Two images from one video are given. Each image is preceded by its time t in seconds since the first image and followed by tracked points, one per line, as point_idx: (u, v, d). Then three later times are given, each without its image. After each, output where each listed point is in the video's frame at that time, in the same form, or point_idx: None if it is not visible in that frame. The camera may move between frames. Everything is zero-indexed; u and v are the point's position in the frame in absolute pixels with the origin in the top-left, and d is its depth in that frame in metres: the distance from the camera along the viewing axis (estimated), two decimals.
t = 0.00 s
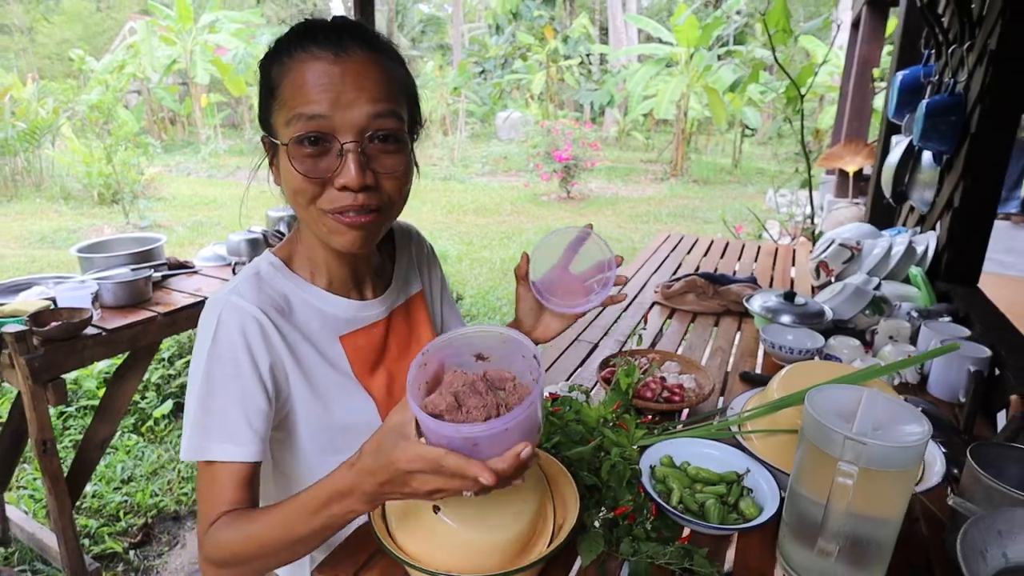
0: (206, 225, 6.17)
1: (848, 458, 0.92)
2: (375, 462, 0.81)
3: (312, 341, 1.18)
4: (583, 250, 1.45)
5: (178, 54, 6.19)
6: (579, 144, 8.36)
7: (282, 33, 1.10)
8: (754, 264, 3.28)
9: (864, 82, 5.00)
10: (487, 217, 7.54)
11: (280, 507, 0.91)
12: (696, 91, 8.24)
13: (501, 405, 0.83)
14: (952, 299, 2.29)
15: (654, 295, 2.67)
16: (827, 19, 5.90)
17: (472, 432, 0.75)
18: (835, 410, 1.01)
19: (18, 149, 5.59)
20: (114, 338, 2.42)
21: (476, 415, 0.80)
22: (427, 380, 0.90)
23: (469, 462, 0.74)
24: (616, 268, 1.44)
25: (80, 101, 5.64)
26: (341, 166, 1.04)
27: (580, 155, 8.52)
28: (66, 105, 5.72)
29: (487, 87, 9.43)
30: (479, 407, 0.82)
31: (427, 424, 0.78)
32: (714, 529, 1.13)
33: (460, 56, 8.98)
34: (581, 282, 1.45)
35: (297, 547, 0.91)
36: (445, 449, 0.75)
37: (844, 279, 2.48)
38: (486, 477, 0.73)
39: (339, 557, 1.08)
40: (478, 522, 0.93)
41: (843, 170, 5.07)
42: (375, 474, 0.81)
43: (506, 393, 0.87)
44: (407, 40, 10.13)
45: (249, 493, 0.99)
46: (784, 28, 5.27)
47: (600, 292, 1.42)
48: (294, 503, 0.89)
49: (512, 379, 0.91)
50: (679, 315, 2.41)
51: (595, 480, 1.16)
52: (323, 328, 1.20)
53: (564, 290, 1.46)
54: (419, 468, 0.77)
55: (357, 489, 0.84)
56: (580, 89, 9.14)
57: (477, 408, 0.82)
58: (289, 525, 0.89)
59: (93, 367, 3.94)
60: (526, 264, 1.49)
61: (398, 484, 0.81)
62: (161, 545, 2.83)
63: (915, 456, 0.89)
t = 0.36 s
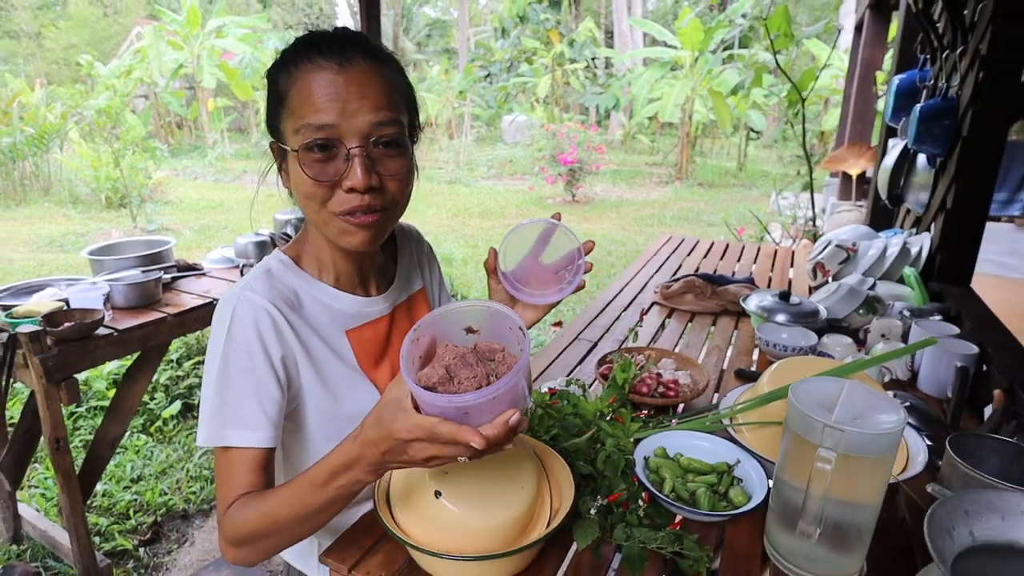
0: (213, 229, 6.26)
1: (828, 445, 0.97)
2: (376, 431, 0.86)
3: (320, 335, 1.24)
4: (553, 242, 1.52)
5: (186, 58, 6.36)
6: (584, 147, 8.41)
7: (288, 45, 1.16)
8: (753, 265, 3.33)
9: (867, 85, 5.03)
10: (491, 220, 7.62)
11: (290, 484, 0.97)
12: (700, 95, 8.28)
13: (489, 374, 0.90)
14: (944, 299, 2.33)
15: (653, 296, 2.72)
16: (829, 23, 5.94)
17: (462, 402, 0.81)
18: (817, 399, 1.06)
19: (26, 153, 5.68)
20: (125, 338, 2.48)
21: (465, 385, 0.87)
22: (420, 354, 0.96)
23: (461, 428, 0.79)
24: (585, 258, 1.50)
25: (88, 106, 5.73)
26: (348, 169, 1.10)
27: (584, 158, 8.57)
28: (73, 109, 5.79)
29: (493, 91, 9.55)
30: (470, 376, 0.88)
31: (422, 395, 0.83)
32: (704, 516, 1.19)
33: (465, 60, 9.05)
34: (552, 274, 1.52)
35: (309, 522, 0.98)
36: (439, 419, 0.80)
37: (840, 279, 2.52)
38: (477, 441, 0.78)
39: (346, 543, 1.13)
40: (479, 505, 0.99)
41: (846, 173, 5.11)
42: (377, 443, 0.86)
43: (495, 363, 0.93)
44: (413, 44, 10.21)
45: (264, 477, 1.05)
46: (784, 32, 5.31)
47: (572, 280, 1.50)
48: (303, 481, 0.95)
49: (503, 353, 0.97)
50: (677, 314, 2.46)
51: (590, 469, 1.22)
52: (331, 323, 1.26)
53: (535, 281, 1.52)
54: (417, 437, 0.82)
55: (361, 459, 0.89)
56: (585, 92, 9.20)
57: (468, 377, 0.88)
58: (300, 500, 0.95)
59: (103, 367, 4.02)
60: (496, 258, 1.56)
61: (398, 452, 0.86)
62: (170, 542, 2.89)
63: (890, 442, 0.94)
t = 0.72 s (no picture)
0: (216, 231, 6.31)
1: (813, 436, 1.01)
2: (397, 428, 0.88)
3: (337, 335, 1.28)
4: (528, 237, 1.62)
5: (189, 62, 6.36)
6: (585, 151, 8.46)
7: (288, 63, 1.19)
8: (751, 266, 3.38)
9: (866, 88, 5.08)
10: (494, 223, 7.68)
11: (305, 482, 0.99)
12: (701, 98, 8.33)
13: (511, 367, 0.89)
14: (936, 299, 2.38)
15: (651, 297, 2.77)
16: (827, 28, 5.99)
17: (495, 400, 0.83)
18: (804, 394, 1.10)
19: (31, 156, 5.72)
20: (132, 339, 2.53)
21: (490, 380, 0.87)
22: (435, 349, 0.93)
23: (498, 426, 0.83)
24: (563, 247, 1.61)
25: (92, 109, 5.75)
26: (367, 174, 1.14)
27: (586, 161, 8.62)
28: (79, 113, 5.75)
29: (495, 94, 9.45)
30: (493, 371, 0.88)
31: (455, 396, 0.84)
32: (698, 507, 1.23)
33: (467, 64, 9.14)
34: (536, 267, 1.60)
35: (323, 518, 1.01)
36: (473, 416, 0.84)
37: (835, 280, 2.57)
38: (517, 438, 0.82)
39: (351, 533, 1.17)
40: (482, 496, 1.03)
41: (845, 176, 5.15)
42: (403, 439, 0.89)
43: (513, 353, 0.92)
44: (415, 48, 10.27)
45: (280, 473, 1.08)
46: (783, 36, 5.35)
47: (556, 268, 1.58)
48: (317, 478, 0.98)
49: (517, 339, 0.95)
50: (675, 315, 2.51)
51: (588, 463, 1.26)
52: (348, 323, 1.31)
53: (522, 275, 1.59)
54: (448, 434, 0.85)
55: (381, 452, 0.92)
56: (587, 96, 9.26)
57: (490, 371, 0.88)
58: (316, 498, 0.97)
59: (108, 368, 4.06)
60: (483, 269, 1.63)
61: (424, 445, 0.89)
62: (175, 541, 2.94)
63: (873, 432, 0.98)
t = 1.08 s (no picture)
0: (214, 234, 6.34)
1: (798, 430, 1.05)
2: (403, 429, 0.90)
3: (333, 332, 1.31)
4: (514, 240, 1.56)
5: (188, 65, 6.40)
6: (583, 154, 8.50)
7: (278, 68, 1.22)
8: (745, 269, 3.41)
9: (862, 92, 5.14)
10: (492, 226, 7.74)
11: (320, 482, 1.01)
12: (699, 102, 8.39)
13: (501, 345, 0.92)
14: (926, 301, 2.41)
15: (646, 298, 2.80)
16: (821, 32, 6.04)
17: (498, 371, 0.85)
18: (791, 390, 1.13)
19: (27, 158, 5.75)
20: (131, 340, 2.55)
21: (483, 357, 0.90)
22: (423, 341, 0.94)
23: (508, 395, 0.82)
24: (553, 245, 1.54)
25: (89, 112, 5.58)
26: (356, 177, 1.18)
27: (585, 165, 8.65)
28: (76, 114, 5.64)
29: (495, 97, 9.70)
30: (483, 349, 0.91)
31: (459, 375, 0.85)
32: (689, 501, 1.26)
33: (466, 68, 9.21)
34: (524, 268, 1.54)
35: (339, 517, 1.04)
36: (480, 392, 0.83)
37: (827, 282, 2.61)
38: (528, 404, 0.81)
39: (350, 527, 1.19)
40: (480, 490, 1.06)
41: (842, 179, 5.20)
42: (410, 437, 0.90)
43: (495, 333, 0.95)
44: (413, 51, 10.32)
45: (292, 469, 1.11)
46: (778, 41, 5.40)
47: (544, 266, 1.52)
48: (330, 478, 1.00)
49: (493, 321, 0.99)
50: (670, 316, 2.54)
51: (582, 459, 1.29)
52: (344, 320, 1.34)
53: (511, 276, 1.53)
54: (461, 419, 0.85)
55: (391, 460, 0.94)
56: (586, 99, 9.32)
57: (479, 349, 0.91)
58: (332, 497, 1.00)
59: (107, 371, 4.08)
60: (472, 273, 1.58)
61: (432, 438, 0.90)
62: (174, 543, 2.96)
63: (856, 428, 1.02)
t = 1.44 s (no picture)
0: (212, 236, 6.35)
1: (788, 429, 1.06)
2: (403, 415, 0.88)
3: (321, 330, 1.32)
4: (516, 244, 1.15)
5: (185, 66, 6.41)
6: (580, 156, 8.52)
7: (289, 74, 1.19)
8: (741, 270, 3.44)
9: (858, 94, 5.18)
10: (489, 227, 7.77)
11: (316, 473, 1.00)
12: (695, 104, 8.44)
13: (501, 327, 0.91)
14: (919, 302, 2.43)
15: (642, 299, 2.82)
16: (816, 36, 6.08)
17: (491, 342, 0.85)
18: (783, 389, 1.14)
19: (25, 160, 5.77)
20: (130, 341, 2.56)
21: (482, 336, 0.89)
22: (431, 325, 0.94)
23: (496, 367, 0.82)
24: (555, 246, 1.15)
25: (86, 114, 5.61)
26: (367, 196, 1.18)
27: (581, 166, 8.44)
28: (73, 117, 5.71)
29: (492, 100, 9.76)
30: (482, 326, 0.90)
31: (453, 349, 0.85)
32: (681, 499, 1.28)
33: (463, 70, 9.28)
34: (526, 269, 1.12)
35: (333, 511, 1.01)
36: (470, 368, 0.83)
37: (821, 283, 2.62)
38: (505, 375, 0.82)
39: (346, 524, 1.21)
40: (474, 487, 1.08)
41: (838, 182, 5.23)
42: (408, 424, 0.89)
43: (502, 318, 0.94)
44: (411, 53, 10.35)
45: (285, 464, 1.11)
46: (774, 44, 5.44)
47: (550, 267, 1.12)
48: (326, 469, 0.98)
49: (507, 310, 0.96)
50: (665, 317, 2.56)
51: (576, 457, 1.30)
52: (333, 319, 1.34)
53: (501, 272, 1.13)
54: (449, 397, 0.84)
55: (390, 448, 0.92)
56: (583, 101, 9.36)
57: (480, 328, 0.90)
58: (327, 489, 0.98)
59: (105, 372, 4.08)
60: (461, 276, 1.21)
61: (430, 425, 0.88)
62: (172, 542, 2.96)
63: (844, 426, 1.03)
